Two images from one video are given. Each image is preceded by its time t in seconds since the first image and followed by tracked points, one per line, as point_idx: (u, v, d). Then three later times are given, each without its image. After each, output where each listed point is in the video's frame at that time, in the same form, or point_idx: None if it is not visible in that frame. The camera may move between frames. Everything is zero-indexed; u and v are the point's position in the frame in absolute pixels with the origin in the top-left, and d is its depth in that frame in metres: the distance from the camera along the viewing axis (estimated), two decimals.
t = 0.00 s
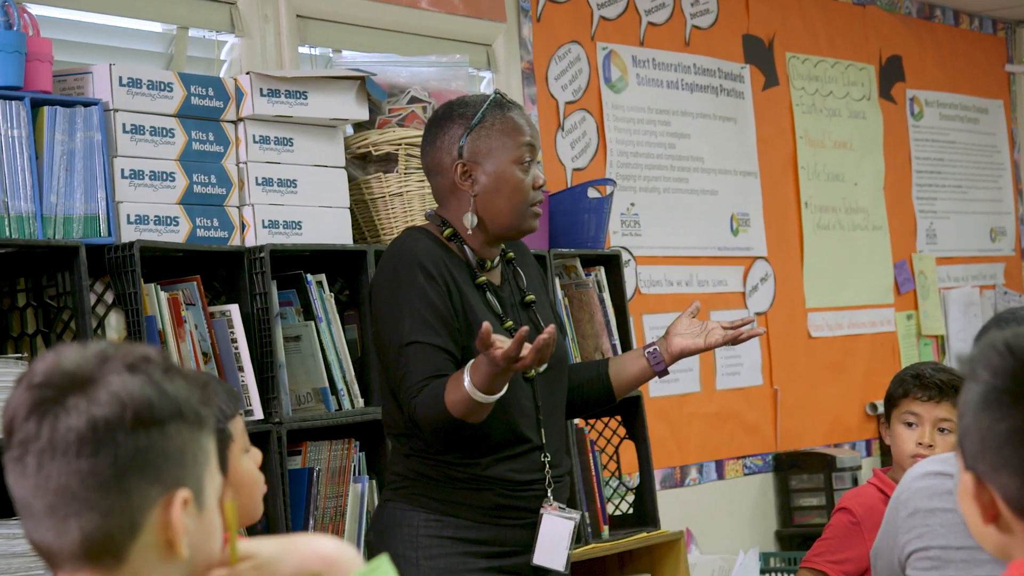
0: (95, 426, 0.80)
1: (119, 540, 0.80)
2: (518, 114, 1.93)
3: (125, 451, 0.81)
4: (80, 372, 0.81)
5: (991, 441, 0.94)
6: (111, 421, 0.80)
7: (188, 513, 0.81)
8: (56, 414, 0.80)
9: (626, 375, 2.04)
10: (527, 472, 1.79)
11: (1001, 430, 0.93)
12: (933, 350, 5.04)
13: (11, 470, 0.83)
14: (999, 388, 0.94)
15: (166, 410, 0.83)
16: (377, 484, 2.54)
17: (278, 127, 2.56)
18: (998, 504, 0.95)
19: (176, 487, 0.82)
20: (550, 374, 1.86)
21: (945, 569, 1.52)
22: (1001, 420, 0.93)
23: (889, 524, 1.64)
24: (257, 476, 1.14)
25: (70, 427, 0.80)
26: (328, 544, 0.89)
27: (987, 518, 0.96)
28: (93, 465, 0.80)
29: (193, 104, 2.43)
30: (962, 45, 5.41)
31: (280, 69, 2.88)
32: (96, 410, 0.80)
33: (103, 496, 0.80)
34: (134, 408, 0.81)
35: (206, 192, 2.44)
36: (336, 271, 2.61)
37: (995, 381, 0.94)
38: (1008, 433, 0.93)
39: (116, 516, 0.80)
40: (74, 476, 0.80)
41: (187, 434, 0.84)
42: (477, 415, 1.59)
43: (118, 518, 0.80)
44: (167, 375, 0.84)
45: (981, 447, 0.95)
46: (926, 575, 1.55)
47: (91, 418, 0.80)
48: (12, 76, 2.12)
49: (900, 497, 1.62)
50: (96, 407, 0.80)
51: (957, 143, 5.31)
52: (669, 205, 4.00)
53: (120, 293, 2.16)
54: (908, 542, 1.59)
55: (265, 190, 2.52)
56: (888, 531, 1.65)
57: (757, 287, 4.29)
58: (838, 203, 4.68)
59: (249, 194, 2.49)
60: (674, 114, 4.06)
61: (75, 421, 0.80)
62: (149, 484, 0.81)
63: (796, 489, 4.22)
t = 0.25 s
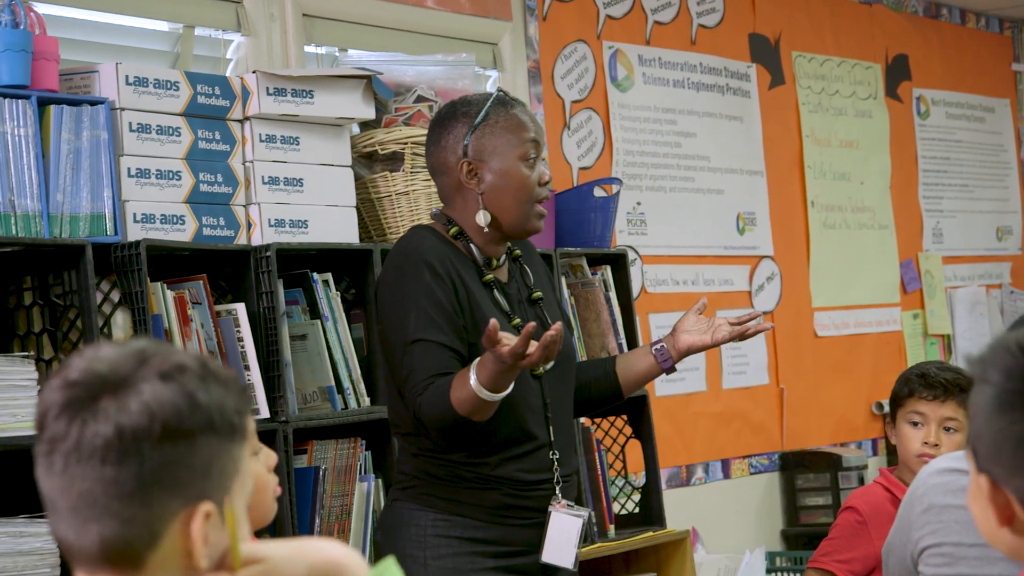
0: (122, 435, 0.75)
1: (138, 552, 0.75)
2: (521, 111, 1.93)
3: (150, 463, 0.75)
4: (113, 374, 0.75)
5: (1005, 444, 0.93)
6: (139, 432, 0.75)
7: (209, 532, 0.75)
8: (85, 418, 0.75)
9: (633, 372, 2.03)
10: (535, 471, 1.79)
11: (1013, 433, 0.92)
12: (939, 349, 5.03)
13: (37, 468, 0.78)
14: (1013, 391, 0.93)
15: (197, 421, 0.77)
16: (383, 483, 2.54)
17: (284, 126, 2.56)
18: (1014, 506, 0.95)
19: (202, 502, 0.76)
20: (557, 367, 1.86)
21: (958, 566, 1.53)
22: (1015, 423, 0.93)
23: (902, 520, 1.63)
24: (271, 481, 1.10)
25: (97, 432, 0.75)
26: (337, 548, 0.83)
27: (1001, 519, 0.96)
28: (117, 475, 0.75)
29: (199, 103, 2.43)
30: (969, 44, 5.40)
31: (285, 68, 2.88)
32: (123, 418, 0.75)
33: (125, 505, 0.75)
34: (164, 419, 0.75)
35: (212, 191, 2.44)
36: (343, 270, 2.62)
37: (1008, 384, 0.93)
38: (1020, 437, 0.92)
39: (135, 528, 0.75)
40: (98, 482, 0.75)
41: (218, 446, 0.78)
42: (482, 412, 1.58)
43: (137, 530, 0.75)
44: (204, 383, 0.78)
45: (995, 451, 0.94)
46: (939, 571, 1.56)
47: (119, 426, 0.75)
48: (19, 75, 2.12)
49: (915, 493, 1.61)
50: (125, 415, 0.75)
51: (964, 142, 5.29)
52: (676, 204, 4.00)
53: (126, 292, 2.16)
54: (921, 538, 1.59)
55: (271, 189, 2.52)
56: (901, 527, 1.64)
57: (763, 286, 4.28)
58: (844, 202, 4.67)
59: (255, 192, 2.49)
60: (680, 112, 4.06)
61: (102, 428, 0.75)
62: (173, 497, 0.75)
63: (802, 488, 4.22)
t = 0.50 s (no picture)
0: (141, 437, 0.75)
1: (151, 553, 0.75)
2: (523, 106, 1.93)
3: (167, 467, 0.75)
4: (137, 374, 0.75)
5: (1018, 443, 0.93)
6: (158, 434, 0.75)
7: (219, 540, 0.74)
8: (107, 416, 0.75)
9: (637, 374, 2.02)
10: (539, 470, 1.79)
11: None
12: (944, 349, 5.02)
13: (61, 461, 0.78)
14: None
15: (218, 427, 0.76)
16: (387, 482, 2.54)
17: (289, 125, 2.56)
18: None
19: (217, 509, 0.76)
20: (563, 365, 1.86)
21: (966, 564, 1.53)
22: None
23: (910, 518, 1.64)
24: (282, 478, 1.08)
25: (117, 432, 0.75)
26: (354, 544, 0.80)
27: None
28: (135, 476, 0.75)
29: (204, 102, 2.43)
30: (974, 43, 5.39)
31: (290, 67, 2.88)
32: (145, 419, 0.75)
33: (140, 507, 0.75)
34: (183, 423, 0.75)
35: (217, 190, 2.44)
36: (347, 269, 2.63)
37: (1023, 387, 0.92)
38: None
39: (149, 529, 0.75)
40: (116, 483, 0.75)
41: (238, 453, 0.78)
42: (479, 412, 1.58)
43: (151, 531, 0.75)
44: (228, 388, 0.77)
45: None
46: (947, 568, 1.55)
47: (138, 427, 0.75)
48: (24, 72, 2.12)
49: (924, 491, 1.62)
50: (145, 417, 0.75)
51: (969, 142, 5.28)
52: (680, 203, 3.99)
53: (130, 291, 2.16)
54: (929, 535, 1.59)
55: (276, 187, 2.52)
56: (909, 525, 1.64)
57: (768, 285, 4.28)
58: (849, 201, 4.66)
59: (260, 191, 2.49)
60: (685, 112, 4.05)
61: (122, 429, 0.75)
62: (189, 503, 0.75)
63: (806, 487, 4.21)
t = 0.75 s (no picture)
0: (148, 436, 0.74)
1: (157, 552, 0.76)
2: (506, 103, 1.93)
3: (175, 466, 0.75)
4: (143, 373, 0.75)
5: None
6: (165, 433, 0.75)
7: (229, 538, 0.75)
8: (112, 415, 0.75)
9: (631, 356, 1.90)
10: (542, 466, 1.78)
11: None
12: (947, 349, 5.01)
13: (63, 460, 0.78)
14: None
15: (224, 426, 0.76)
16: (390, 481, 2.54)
17: (292, 123, 2.56)
18: None
19: (223, 507, 0.76)
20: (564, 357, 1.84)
21: (970, 563, 1.53)
22: None
23: (914, 518, 1.64)
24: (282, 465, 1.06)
25: (122, 431, 0.74)
26: (356, 543, 0.82)
27: None
28: (140, 475, 0.75)
29: (207, 100, 2.43)
30: (977, 43, 5.38)
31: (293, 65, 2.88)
32: (150, 419, 0.74)
33: (147, 506, 0.75)
34: (190, 422, 0.75)
35: (220, 188, 2.44)
36: (351, 268, 2.63)
37: None
38: None
39: (155, 528, 0.75)
40: (122, 481, 0.75)
41: (243, 451, 0.78)
42: (490, 363, 1.57)
43: (157, 530, 0.75)
44: (233, 387, 0.77)
45: None
46: (951, 568, 1.56)
47: (145, 426, 0.74)
48: (27, 70, 2.11)
49: (927, 491, 1.62)
50: (151, 415, 0.74)
51: (972, 142, 5.28)
52: (683, 203, 3.99)
53: (134, 289, 2.16)
54: (933, 535, 1.59)
55: (279, 186, 2.52)
56: (913, 524, 1.64)
57: (771, 285, 4.27)
58: (852, 201, 4.65)
59: (263, 189, 2.49)
60: (688, 111, 4.05)
61: (129, 427, 0.74)
62: (195, 501, 0.76)
63: (809, 487, 4.21)
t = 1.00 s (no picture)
0: (156, 431, 0.75)
1: (160, 547, 0.76)
2: (520, 111, 1.91)
3: (182, 461, 0.75)
4: (151, 368, 0.75)
5: None
6: (173, 428, 0.75)
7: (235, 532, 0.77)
8: (120, 410, 0.75)
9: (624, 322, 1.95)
10: (538, 463, 1.77)
11: None
12: (949, 349, 5.01)
13: (66, 455, 0.78)
14: None
15: (231, 423, 0.77)
16: (391, 479, 2.54)
17: (294, 121, 2.56)
18: None
19: (227, 503, 0.77)
20: (553, 363, 1.85)
21: (971, 562, 1.56)
22: None
23: (914, 519, 1.66)
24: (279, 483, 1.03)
25: (129, 426, 0.75)
26: (354, 543, 0.84)
27: None
28: (147, 470, 0.75)
29: (210, 98, 2.43)
30: (980, 43, 5.38)
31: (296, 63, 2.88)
32: (159, 413, 0.75)
33: (152, 500, 0.75)
34: (197, 417, 0.76)
35: (222, 186, 2.44)
36: (352, 266, 2.63)
37: None
38: None
39: (160, 522, 0.76)
40: (128, 476, 0.75)
41: (248, 448, 0.79)
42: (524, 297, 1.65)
43: (162, 525, 0.76)
44: (240, 384, 0.78)
45: None
46: (951, 567, 1.59)
47: (153, 421, 0.75)
48: (30, 68, 2.12)
49: (929, 491, 1.64)
50: (159, 410, 0.75)
51: (974, 141, 5.27)
52: (685, 202, 3.99)
53: (136, 287, 2.17)
54: (934, 534, 1.61)
55: (281, 184, 2.52)
56: (913, 525, 1.66)
57: (773, 284, 4.27)
58: (854, 200, 4.65)
59: (265, 187, 2.49)
60: (690, 110, 4.04)
61: (137, 422, 0.75)
62: (201, 496, 0.76)
63: (810, 486, 4.21)
